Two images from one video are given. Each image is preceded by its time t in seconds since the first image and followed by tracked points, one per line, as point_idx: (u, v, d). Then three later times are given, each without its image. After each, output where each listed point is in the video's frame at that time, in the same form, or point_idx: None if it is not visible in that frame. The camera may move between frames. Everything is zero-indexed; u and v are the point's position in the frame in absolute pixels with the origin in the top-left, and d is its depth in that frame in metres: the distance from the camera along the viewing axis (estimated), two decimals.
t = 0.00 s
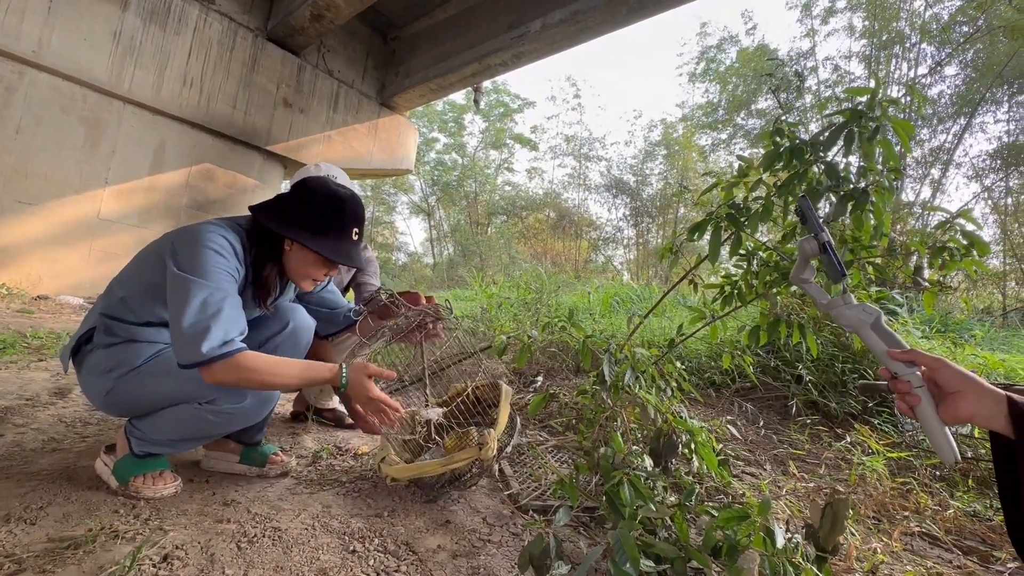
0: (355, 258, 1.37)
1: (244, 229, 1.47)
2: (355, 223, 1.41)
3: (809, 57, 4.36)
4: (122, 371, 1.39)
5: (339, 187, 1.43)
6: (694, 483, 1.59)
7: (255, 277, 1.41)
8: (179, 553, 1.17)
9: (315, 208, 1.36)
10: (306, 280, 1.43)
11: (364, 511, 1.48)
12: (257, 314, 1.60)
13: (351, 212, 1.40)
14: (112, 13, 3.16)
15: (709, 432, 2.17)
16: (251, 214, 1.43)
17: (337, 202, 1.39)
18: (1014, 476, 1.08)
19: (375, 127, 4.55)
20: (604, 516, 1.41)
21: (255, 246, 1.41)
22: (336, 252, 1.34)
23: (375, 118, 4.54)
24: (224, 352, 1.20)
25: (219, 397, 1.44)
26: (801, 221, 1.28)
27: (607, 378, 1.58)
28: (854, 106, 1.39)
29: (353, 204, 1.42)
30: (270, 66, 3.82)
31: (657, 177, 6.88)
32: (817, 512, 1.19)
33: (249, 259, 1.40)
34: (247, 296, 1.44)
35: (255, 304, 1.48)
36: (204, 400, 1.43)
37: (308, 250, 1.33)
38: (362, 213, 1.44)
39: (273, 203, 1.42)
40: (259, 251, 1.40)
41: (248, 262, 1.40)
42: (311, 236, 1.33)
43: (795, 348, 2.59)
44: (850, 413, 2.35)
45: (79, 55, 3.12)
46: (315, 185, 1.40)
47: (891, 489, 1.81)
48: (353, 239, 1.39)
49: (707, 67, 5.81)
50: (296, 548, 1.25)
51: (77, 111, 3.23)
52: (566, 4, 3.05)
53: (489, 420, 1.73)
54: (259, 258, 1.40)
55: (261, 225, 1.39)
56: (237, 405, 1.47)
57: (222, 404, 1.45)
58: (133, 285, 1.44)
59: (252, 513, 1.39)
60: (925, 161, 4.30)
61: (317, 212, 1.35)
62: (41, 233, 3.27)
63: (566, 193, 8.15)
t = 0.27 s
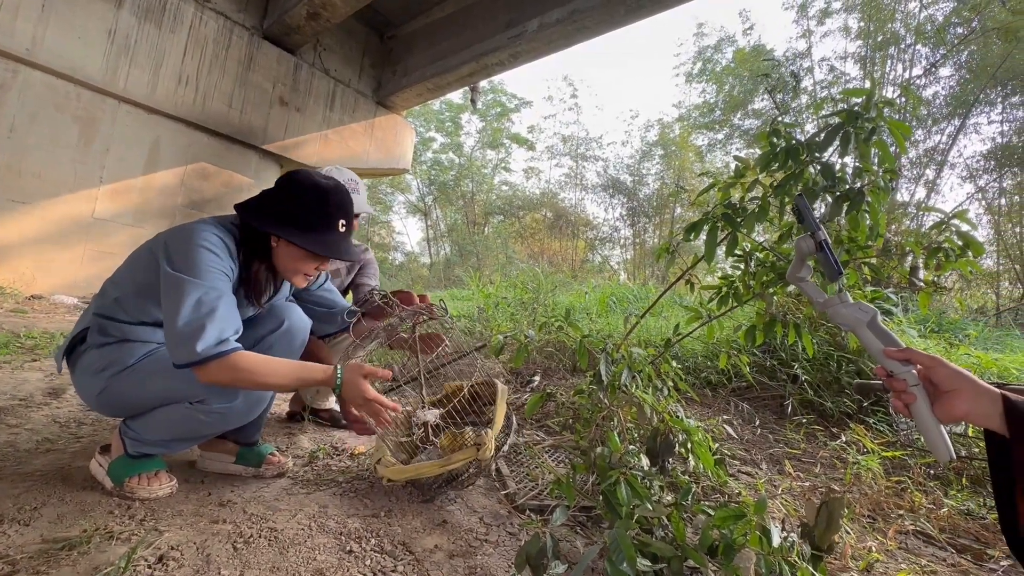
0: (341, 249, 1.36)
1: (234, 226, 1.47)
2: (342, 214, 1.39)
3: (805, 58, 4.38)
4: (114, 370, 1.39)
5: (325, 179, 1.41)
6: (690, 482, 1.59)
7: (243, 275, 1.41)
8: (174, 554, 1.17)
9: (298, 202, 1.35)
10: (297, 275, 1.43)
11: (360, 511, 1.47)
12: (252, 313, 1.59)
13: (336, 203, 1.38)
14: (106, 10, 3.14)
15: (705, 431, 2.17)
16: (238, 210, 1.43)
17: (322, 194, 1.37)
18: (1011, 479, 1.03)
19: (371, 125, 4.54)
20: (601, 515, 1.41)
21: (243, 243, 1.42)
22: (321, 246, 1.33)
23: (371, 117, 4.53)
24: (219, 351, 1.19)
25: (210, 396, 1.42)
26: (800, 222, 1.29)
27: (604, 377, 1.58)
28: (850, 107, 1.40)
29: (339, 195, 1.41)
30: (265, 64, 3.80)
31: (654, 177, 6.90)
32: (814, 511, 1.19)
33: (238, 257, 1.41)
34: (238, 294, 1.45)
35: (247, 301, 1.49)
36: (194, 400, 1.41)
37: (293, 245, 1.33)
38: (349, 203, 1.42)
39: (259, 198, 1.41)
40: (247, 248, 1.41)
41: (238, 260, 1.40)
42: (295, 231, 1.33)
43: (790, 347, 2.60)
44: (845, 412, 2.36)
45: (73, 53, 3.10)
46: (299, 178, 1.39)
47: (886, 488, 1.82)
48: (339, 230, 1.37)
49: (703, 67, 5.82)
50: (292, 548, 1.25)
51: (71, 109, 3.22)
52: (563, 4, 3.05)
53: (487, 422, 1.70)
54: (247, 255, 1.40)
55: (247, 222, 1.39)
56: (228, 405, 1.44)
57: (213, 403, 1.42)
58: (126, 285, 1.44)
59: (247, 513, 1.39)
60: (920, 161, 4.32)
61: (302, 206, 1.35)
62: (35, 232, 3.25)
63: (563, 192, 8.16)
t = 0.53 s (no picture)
0: (330, 251, 1.34)
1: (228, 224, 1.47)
2: (331, 213, 1.37)
3: (801, 58, 4.39)
4: (110, 369, 1.37)
5: (314, 177, 1.40)
6: (686, 482, 1.59)
7: (235, 275, 1.42)
8: (168, 555, 1.16)
9: (287, 203, 1.34)
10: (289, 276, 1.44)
11: (356, 512, 1.47)
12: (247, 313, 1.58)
13: (325, 203, 1.36)
14: (101, 8, 3.13)
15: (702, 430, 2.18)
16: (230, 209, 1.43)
17: (310, 193, 1.36)
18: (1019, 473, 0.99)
19: (368, 125, 4.53)
20: (597, 514, 1.41)
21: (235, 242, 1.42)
22: (309, 248, 1.32)
23: (368, 116, 4.52)
24: (219, 333, 1.17)
25: (207, 394, 1.41)
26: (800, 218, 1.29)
27: (601, 377, 1.58)
28: (847, 109, 1.40)
29: (328, 194, 1.39)
30: (261, 63, 3.79)
31: (651, 177, 6.91)
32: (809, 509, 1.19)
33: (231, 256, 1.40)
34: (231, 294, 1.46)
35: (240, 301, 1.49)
36: (191, 397, 1.40)
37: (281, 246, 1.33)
38: (338, 202, 1.40)
39: (250, 197, 1.41)
40: (238, 248, 1.41)
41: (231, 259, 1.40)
42: (283, 232, 1.32)
43: (786, 347, 2.61)
44: (840, 412, 2.37)
45: (67, 51, 3.08)
46: (288, 178, 1.38)
47: (881, 487, 1.82)
48: (327, 231, 1.36)
49: (700, 67, 5.83)
50: (288, 548, 1.25)
51: (65, 107, 3.20)
52: (560, 4, 3.04)
53: (474, 423, 1.67)
54: (238, 255, 1.41)
55: (238, 221, 1.39)
56: (225, 403, 1.43)
57: (210, 400, 1.42)
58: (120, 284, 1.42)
59: (242, 514, 1.38)
60: (915, 162, 4.34)
61: (290, 205, 1.34)
62: (29, 231, 3.23)
63: (560, 192, 8.16)
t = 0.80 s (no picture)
0: (319, 243, 1.35)
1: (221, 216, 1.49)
2: (319, 204, 1.37)
3: (797, 59, 4.40)
4: (104, 366, 1.36)
5: (304, 168, 1.40)
6: (682, 481, 1.59)
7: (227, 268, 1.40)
8: (162, 556, 1.16)
9: (275, 195, 1.34)
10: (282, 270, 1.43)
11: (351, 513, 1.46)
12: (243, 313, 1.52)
13: (313, 195, 1.36)
14: (95, 6, 3.11)
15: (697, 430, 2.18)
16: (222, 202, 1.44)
17: (298, 184, 1.36)
18: None
19: (364, 124, 4.51)
20: (593, 514, 1.41)
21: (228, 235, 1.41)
22: (297, 240, 1.33)
23: (365, 115, 4.51)
24: (215, 294, 1.21)
25: (194, 393, 1.36)
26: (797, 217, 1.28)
27: (597, 377, 1.58)
28: (842, 109, 1.40)
29: (316, 185, 1.39)
30: (257, 61, 3.77)
31: (648, 177, 6.91)
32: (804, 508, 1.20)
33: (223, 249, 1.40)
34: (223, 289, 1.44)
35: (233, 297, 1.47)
36: (179, 397, 1.36)
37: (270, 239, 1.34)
38: (327, 192, 1.40)
39: (241, 191, 1.41)
40: (230, 242, 1.41)
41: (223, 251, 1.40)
42: (272, 225, 1.33)
43: (782, 347, 2.61)
44: (836, 411, 2.37)
45: (61, 49, 3.07)
46: (278, 170, 1.37)
47: (876, 486, 1.83)
48: (316, 223, 1.36)
49: (696, 67, 5.84)
50: (283, 549, 1.24)
51: (59, 106, 3.18)
52: (557, 4, 3.04)
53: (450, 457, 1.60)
54: (230, 248, 1.40)
55: (229, 215, 1.40)
56: (211, 404, 1.38)
57: (197, 399, 1.37)
58: (120, 278, 1.42)
59: (236, 514, 1.37)
60: (910, 163, 4.36)
61: (279, 198, 1.34)
62: (22, 230, 3.21)
63: (557, 192, 8.16)
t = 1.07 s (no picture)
0: (314, 245, 1.34)
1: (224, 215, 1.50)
2: (315, 206, 1.36)
3: (794, 60, 4.41)
4: (94, 360, 1.36)
5: (301, 170, 1.39)
6: (678, 481, 1.60)
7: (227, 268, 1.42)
8: (155, 557, 1.15)
9: (272, 197, 1.34)
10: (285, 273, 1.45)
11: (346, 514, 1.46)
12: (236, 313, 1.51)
13: (309, 197, 1.35)
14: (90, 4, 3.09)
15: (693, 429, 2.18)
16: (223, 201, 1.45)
17: (294, 187, 1.35)
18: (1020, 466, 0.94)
19: (361, 123, 4.51)
20: (589, 513, 1.41)
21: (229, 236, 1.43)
22: (292, 242, 1.32)
23: (361, 114, 4.50)
24: (224, 289, 1.23)
25: (175, 390, 1.35)
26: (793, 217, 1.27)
27: (593, 376, 1.59)
28: (837, 109, 1.41)
29: (313, 186, 1.38)
30: (254, 60, 3.76)
31: (645, 177, 6.92)
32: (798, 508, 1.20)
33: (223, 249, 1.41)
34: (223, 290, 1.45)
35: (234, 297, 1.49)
36: (161, 395, 1.35)
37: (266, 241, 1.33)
38: (324, 193, 1.39)
39: (241, 192, 1.41)
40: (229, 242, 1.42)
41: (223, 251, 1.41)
42: (268, 227, 1.33)
43: (778, 347, 2.62)
44: (831, 411, 2.38)
45: (55, 47, 3.05)
46: (275, 172, 1.37)
47: (870, 486, 1.84)
48: (312, 225, 1.35)
49: (693, 68, 5.85)
50: (277, 549, 1.24)
51: (53, 104, 3.17)
52: (554, 3, 3.04)
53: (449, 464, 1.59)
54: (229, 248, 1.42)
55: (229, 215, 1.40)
56: (193, 400, 1.36)
57: (178, 397, 1.35)
58: (119, 274, 1.43)
59: (231, 515, 1.37)
60: (905, 164, 4.38)
61: (276, 199, 1.34)
62: (15, 229, 3.19)
63: (554, 192, 8.17)
